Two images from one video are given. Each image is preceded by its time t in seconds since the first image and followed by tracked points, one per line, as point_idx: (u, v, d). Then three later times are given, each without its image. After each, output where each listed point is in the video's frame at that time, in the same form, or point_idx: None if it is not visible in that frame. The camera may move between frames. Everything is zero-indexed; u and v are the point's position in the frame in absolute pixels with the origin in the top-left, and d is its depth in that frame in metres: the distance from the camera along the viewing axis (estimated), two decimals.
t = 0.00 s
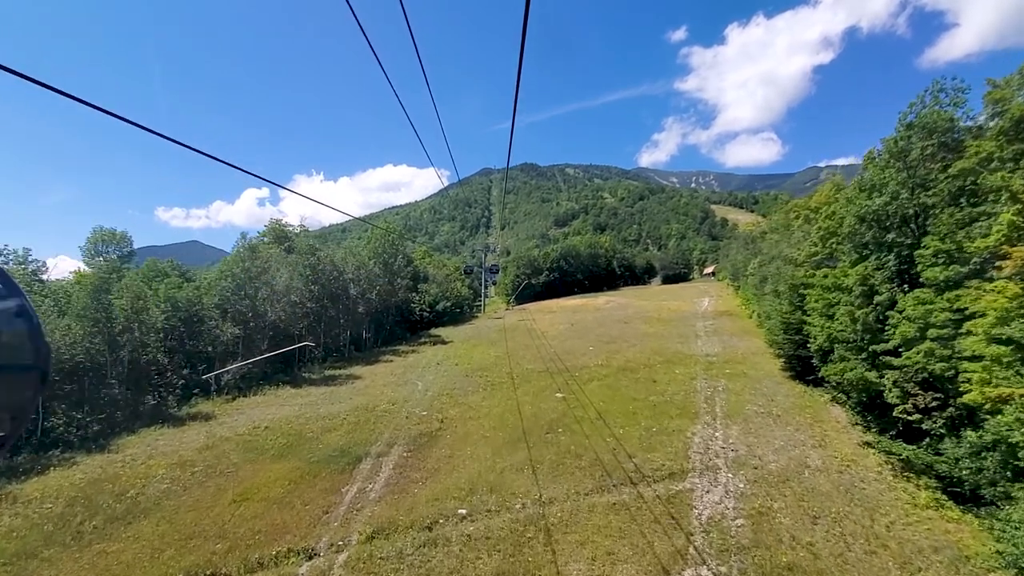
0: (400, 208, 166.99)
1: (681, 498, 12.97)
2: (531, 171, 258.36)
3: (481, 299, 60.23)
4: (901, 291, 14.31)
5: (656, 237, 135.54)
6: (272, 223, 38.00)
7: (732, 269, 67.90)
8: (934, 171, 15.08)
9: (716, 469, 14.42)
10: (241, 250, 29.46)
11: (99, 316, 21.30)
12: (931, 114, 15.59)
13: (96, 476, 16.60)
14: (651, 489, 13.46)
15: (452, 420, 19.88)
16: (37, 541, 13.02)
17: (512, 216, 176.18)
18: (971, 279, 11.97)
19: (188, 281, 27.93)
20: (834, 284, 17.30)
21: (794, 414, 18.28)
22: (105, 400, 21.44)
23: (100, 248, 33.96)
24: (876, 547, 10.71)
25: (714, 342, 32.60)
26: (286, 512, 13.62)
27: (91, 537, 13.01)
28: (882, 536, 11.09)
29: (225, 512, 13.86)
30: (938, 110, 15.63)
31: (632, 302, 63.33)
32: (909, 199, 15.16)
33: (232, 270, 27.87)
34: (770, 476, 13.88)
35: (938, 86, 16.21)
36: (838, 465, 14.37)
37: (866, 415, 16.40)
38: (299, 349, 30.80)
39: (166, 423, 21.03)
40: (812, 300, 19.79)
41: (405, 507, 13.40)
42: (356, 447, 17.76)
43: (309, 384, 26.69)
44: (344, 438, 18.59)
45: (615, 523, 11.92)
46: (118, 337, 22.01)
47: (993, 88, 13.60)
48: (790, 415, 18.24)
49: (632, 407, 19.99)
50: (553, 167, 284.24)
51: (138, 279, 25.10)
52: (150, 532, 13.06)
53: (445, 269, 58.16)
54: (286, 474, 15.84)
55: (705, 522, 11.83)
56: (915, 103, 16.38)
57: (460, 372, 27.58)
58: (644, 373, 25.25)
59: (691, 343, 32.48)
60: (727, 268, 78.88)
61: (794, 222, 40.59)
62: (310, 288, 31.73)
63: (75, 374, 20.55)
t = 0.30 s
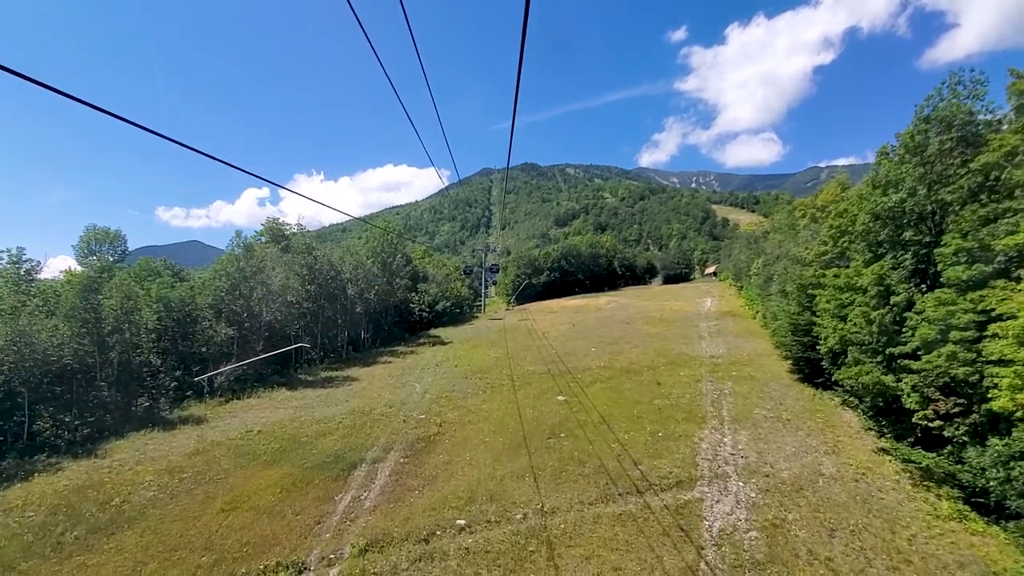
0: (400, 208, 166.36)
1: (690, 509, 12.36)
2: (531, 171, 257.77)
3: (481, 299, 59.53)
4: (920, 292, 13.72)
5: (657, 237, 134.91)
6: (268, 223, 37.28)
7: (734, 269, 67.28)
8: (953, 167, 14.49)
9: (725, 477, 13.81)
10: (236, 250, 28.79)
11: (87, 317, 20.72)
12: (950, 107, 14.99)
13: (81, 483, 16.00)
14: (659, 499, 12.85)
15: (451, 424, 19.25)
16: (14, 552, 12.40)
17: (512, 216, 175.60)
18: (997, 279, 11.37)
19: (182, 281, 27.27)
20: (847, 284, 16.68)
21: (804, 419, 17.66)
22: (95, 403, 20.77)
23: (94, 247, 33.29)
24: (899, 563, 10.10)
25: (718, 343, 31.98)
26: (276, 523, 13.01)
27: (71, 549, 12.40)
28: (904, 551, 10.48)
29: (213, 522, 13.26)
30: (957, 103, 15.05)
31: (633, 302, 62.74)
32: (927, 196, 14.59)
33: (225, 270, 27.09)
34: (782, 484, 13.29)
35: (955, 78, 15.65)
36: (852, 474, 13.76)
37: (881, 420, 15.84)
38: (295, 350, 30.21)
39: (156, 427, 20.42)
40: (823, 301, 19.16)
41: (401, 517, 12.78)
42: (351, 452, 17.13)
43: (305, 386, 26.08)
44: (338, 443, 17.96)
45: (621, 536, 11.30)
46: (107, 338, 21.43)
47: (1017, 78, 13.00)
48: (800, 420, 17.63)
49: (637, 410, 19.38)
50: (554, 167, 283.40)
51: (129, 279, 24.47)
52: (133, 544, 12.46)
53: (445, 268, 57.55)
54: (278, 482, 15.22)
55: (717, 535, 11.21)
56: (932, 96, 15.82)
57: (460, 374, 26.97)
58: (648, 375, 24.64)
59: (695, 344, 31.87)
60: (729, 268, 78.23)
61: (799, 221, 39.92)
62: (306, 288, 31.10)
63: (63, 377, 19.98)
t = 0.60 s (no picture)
0: (400, 208, 165.89)
1: (700, 520, 11.75)
2: (531, 171, 257.57)
3: (480, 299, 58.94)
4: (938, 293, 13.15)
5: (658, 237, 134.41)
6: (265, 221, 36.65)
7: (737, 270, 66.66)
8: (974, 162, 13.89)
9: (735, 486, 13.22)
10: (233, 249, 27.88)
11: (75, 317, 20.13)
12: (970, 100, 14.40)
13: (65, 489, 15.39)
14: (666, 509, 12.24)
15: (450, 428, 18.63)
16: None
17: (512, 216, 175.03)
18: None
19: (175, 280, 26.58)
20: (860, 284, 16.08)
21: (814, 424, 17.04)
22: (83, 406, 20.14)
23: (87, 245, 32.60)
24: None
25: (722, 344, 31.39)
26: (265, 533, 12.40)
27: (49, 561, 11.78)
28: (928, 567, 9.87)
29: (198, 532, 12.65)
30: (977, 95, 14.46)
31: (635, 302, 62.10)
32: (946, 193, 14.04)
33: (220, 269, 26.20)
34: (795, 494, 12.67)
35: (974, 70, 15.13)
36: (868, 484, 13.16)
37: (896, 426, 15.28)
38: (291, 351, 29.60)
39: (146, 430, 19.81)
40: (834, 302, 18.55)
41: (396, 528, 12.18)
42: (346, 458, 16.51)
43: (300, 388, 25.46)
44: (332, 448, 17.33)
45: (627, 550, 10.69)
46: (96, 338, 20.84)
47: None
48: (810, 424, 17.02)
49: (641, 414, 18.76)
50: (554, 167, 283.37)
51: (120, 278, 23.86)
52: (114, 556, 11.86)
53: (445, 268, 57.02)
54: (269, 489, 14.62)
55: (729, 550, 10.60)
56: (950, 88, 15.23)
57: (459, 376, 26.38)
58: (652, 377, 24.04)
59: (699, 346, 31.28)
60: (731, 268, 77.61)
61: (804, 221, 39.30)
62: (303, 287, 30.50)
63: (48, 379, 19.23)
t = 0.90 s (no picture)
0: (400, 207, 165.26)
1: (711, 533, 11.14)
2: (531, 170, 257.08)
3: (481, 299, 58.42)
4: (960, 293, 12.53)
5: (658, 237, 133.79)
6: (261, 220, 36.02)
7: (739, 269, 65.99)
8: (995, 157, 13.28)
9: (747, 496, 12.61)
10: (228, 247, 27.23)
11: (62, 317, 19.53)
12: (991, 92, 13.79)
13: (47, 497, 14.78)
14: (675, 521, 11.63)
15: (448, 432, 18.01)
16: None
17: (513, 215, 174.48)
18: None
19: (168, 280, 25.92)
20: (876, 283, 15.49)
21: (827, 430, 16.42)
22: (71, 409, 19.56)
23: (80, 243, 31.93)
24: None
25: (727, 345, 30.78)
26: (253, 545, 11.79)
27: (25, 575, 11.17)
28: None
29: (183, 544, 12.04)
30: (999, 87, 13.85)
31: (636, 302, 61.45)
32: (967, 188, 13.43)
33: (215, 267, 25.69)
34: (811, 505, 12.05)
35: (994, 61, 14.53)
36: (886, 494, 12.55)
37: (914, 432, 14.65)
38: (287, 352, 28.99)
39: (135, 434, 19.21)
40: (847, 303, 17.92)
41: (390, 540, 11.58)
42: (340, 464, 15.89)
43: (296, 390, 24.86)
44: (327, 454, 16.68)
45: (635, 566, 10.08)
46: (84, 339, 20.22)
47: None
48: (822, 430, 16.41)
49: (646, 419, 18.14)
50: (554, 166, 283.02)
51: (111, 277, 23.27)
52: (94, 569, 11.26)
53: (445, 267, 56.45)
54: (259, 498, 14.00)
55: (743, 565, 10.00)
56: (970, 80, 14.63)
57: (458, 377, 25.78)
58: (656, 379, 23.43)
59: (703, 347, 30.69)
60: (733, 268, 76.93)
61: (810, 220, 38.65)
62: (300, 287, 29.84)
63: (33, 382, 18.71)
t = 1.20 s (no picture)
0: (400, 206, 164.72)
1: (723, 547, 10.51)
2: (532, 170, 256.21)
3: (480, 299, 57.81)
4: (983, 294, 11.89)
5: (659, 237, 133.17)
6: (256, 218, 35.16)
7: (742, 269, 65.31)
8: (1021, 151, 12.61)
9: (759, 507, 11.98)
10: (222, 246, 26.58)
11: (47, 316, 18.87)
12: (1016, 83, 13.17)
13: (27, 504, 14.16)
14: (684, 534, 11.01)
15: (446, 437, 17.36)
16: None
17: (513, 215, 173.87)
18: None
19: (160, 278, 25.28)
20: (892, 284, 14.85)
21: (839, 436, 15.81)
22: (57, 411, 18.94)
23: (72, 240, 31.22)
24: None
25: (731, 347, 30.17)
26: (238, 558, 11.17)
27: None
28: None
29: (165, 556, 11.41)
30: None
31: (638, 302, 60.85)
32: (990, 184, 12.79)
33: (209, 267, 24.95)
34: (827, 517, 11.43)
35: (1017, 51, 13.94)
36: (907, 506, 11.90)
37: (932, 440, 14.01)
38: (281, 352, 28.36)
39: (123, 437, 18.60)
40: (859, 303, 17.30)
41: (384, 554, 10.96)
42: (334, 470, 15.27)
43: (290, 392, 24.25)
44: (320, 460, 16.06)
45: None
46: (70, 339, 19.58)
47: None
48: (833, 436, 15.82)
49: (650, 423, 17.52)
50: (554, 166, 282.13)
51: (101, 275, 22.65)
52: None
53: (444, 266, 55.89)
54: (247, 506, 13.38)
55: None
56: (992, 71, 14.00)
57: (457, 379, 25.18)
58: (660, 381, 22.83)
59: (707, 348, 30.08)
60: (735, 268, 76.24)
61: (816, 219, 37.96)
62: (296, 286, 29.18)
63: (17, 384, 17.99)
